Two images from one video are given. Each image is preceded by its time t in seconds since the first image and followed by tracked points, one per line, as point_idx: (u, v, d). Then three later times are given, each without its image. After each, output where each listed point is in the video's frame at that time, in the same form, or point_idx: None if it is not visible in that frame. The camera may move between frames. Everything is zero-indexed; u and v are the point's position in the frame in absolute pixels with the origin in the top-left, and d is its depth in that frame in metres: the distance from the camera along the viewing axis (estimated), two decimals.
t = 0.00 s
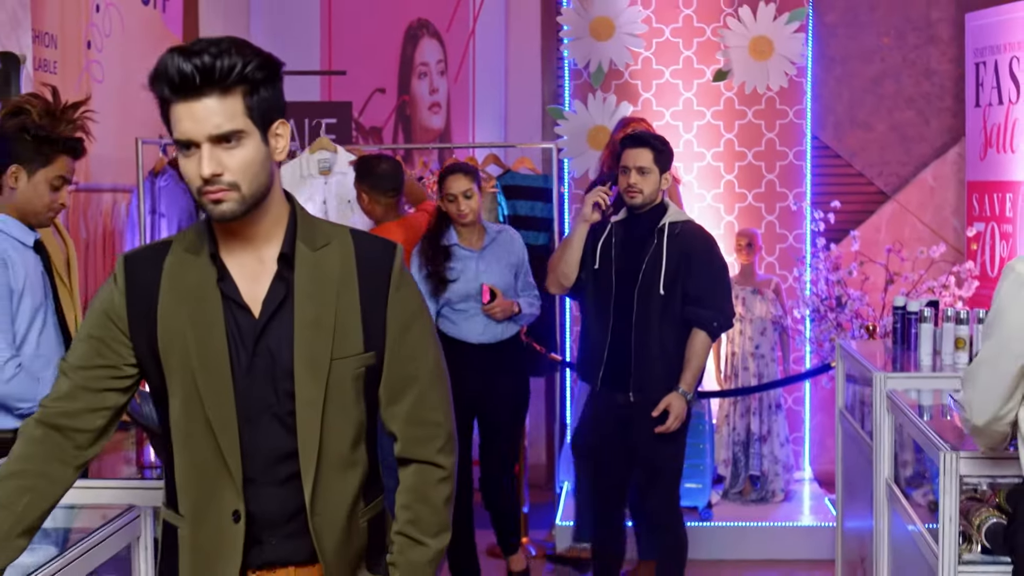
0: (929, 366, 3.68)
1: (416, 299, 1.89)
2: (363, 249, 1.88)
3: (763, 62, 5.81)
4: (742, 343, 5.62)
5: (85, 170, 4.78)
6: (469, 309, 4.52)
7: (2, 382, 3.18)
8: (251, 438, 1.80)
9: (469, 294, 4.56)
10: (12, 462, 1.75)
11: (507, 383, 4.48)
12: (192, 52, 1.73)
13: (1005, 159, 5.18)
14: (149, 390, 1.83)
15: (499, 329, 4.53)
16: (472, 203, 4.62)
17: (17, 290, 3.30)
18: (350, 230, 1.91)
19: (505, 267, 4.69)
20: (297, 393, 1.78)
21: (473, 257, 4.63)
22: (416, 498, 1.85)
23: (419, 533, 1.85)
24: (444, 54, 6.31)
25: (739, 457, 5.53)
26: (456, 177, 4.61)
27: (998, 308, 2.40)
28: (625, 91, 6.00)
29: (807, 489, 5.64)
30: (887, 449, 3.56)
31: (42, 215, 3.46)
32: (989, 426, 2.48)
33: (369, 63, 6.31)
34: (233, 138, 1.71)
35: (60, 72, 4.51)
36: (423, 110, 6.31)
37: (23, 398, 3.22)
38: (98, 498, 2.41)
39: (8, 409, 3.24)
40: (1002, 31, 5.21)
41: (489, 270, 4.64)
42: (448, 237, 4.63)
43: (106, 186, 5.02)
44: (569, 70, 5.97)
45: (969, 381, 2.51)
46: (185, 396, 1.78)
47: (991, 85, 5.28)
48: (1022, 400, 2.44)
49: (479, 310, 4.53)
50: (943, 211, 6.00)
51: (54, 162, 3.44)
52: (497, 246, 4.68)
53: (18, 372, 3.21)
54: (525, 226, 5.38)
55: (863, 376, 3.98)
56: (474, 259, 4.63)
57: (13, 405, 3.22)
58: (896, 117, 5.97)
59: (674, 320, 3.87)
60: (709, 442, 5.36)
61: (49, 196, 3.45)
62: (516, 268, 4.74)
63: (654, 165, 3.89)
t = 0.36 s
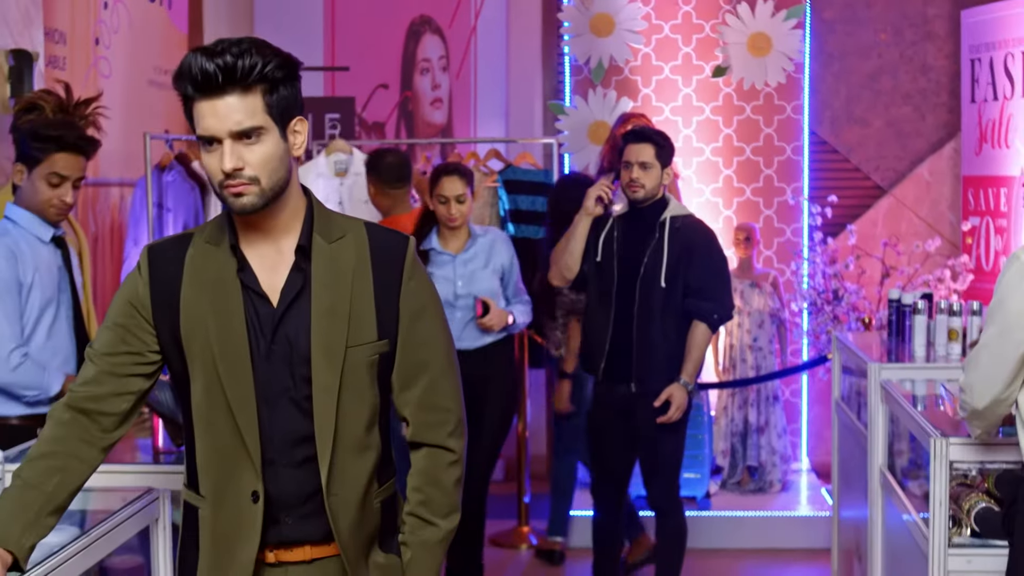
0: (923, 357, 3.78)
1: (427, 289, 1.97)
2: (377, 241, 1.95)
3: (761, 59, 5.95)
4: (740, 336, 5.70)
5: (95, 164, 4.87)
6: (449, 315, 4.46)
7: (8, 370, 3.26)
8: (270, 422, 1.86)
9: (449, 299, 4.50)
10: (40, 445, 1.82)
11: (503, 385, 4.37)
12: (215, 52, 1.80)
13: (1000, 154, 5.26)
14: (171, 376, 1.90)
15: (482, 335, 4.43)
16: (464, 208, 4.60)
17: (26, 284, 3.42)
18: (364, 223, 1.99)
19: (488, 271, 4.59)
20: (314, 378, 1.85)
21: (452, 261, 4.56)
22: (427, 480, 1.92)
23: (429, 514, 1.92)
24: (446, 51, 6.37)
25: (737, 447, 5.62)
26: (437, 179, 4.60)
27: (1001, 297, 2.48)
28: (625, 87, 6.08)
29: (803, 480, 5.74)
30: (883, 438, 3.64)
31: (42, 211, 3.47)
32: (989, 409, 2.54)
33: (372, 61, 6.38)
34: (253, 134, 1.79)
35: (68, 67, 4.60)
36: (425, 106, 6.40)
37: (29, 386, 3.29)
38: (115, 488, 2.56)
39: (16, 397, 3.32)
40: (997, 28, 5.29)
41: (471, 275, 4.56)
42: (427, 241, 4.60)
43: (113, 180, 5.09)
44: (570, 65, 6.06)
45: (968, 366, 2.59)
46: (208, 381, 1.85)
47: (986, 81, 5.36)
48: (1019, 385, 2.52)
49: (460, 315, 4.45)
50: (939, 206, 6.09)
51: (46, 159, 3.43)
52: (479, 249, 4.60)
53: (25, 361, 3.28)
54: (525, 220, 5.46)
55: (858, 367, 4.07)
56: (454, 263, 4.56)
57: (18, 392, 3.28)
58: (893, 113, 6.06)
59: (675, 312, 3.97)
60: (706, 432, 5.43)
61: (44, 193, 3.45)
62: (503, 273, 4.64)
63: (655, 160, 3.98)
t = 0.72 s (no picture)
0: (931, 351, 3.84)
1: (444, 284, 2.02)
2: (395, 236, 2.00)
3: (771, 54, 5.99)
4: (750, 331, 5.74)
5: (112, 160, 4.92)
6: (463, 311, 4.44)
7: None
8: (289, 413, 1.90)
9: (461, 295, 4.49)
10: (67, 433, 1.87)
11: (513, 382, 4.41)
12: (238, 49, 1.85)
13: (1009, 151, 5.29)
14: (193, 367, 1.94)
15: (493, 333, 4.41)
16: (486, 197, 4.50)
17: (37, 280, 3.47)
18: (381, 218, 2.04)
19: (502, 266, 4.54)
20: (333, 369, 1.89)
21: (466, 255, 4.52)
22: (444, 470, 1.97)
23: (445, 502, 1.97)
24: (458, 47, 6.50)
25: (748, 441, 5.65)
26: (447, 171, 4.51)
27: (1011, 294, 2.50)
28: (637, 84, 6.12)
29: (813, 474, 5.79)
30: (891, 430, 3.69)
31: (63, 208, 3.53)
32: (999, 404, 2.59)
33: (383, 57, 6.51)
34: (274, 130, 1.83)
35: (85, 64, 4.66)
36: (437, 103, 6.52)
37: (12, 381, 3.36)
38: (136, 478, 2.62)
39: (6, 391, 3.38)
40: (1006, 25, 5.32)
41: (483, 269, 4.51)
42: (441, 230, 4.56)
43: (130, 176, 5.14)
44: (581, 63, 6.07)
45: (976, 361, 2.61)
46: (229, 372, 1.89)
47: (995, 78, 5.39)
48: None
49: (472, 312, 4.44)
50: (948, 202, 6.12)
51: (62, 156, 3.48)
52: (493, 244, 4.54)
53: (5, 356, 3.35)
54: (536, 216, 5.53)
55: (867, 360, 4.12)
56: (467, 257, 4.52)
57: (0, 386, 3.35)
58: (902, 109, 6.10)
59: (687, 308, 4.00)
60: (716, 427, 5.51)
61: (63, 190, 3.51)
62: (518, 268, 4.58)
63: (666, 157, 4.01)
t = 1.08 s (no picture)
0: (941, 348, 3.86)
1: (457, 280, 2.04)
2: (407, 234, 2.02)
3: (782, 53, 5.92)
4: (761, 328, 5.75)
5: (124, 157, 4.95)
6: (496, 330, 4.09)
7: None
8: (303, 409, 1.91)
9: (492, 312, 4.12)
10: (83, 429, 1.89)
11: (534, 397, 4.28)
12: (251, 48, 1.86)
13: (1021, 148, 5.29)
14: (207, 364, 1.96)
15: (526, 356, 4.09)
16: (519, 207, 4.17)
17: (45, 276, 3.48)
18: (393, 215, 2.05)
19: (534, 284, 4.20)
20: (346, 365, 1.90)
21: (498, 269, 4.17)
22: (455, 465, 1.99)
23: (458, 498, 1.99)
24: (469, 45, 6.60)
25: (758, 438, 5.67)
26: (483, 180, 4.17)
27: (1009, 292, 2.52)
28: (647, 81, 6.14)
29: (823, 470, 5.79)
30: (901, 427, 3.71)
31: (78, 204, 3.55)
32: (1001, 401, 2.60)
33: (396, 55, 6.65)
34: (288, 128, 1.85)
35: (99, 62, 4.68)
36: (448, 100, 6.63)
37: None
38: (151, 472, 2.64)
39: None
40: (1017, 22, 5.32)
41: (517, 286, 4.17)
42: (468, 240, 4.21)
43: (142, 173, 5.17)
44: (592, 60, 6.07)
45: (979, 358, 2.62)
46: (242, 368, 1.91)
47: (1007, 76, 5.39)
48: None
49: (510, 332, 4.10)
50: (959, 199, 6.13)
51: (76, 152, 3.49)
52: (528, 260, 4.21)
53: None
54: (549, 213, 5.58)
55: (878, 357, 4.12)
56: (501, 273, 4.16)
57: None
58: (914, 107, 6.11)
59: (698, 305, 4.02)
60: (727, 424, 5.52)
61: (75, 186, 3.52)
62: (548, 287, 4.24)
63: (675, 155, 4.01)
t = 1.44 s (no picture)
0: (942, 348, 3.86)
1: (457, 278, 2.03)
2: (408, 234, 2.01)
3: (783, 53, 5.98)
4: (762, 327, 5.75)
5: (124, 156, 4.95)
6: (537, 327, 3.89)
7: None
8: (304, 409, 1.91)
9: (535, 307, 3.90)
10: (83, 428, 1.89)
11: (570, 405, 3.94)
12: (251, 47, 1.86)
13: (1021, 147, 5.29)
14: (208, 364, 1.96)
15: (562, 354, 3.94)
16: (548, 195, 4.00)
17: (40, 280, 3.48)
18: (394, 214, 2.05)
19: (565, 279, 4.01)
20: (347, 365, 1.90)
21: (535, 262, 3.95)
22: (456, 464, 1.99)
23: (458, 497, 1.99)
24: (470, 44, 6.60)
25: (759, 438, 5.67)
26: (517, 169, 3.98)
27: (1007, 292, 2.52)
28: (648, 80, 6.14)
29: (824, 470, 5.79)
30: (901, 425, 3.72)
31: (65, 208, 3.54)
32: (1001, 402, 2.60)
33: (397, 55, 6.66)
34: (289, 127, 1.85)
35: (100, 62, 4.69)
36: (449, 99, 6.63)
37: None
38: (152, 473, 2.64)
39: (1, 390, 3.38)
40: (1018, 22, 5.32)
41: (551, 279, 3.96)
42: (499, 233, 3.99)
43: (143, 172, 5.18)
44: (593, 60, 6.03)
45: (978, 358, 2.62)
46: (243, 367, 1.91)
47: (1007, 75, 5.39)
48: None
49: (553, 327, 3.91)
50: (960, 199, 6.13)
51: (61, 152, 3.46)
52: (560, 253, 4.02)
53: None
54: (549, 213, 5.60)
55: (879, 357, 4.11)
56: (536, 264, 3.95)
57: None
58: (915, 106, 6.10)
59: (696, 304, 4.02)
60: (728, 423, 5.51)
61: (63, 186, 3.50)
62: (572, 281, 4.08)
63: (671, 153, 4.03)
